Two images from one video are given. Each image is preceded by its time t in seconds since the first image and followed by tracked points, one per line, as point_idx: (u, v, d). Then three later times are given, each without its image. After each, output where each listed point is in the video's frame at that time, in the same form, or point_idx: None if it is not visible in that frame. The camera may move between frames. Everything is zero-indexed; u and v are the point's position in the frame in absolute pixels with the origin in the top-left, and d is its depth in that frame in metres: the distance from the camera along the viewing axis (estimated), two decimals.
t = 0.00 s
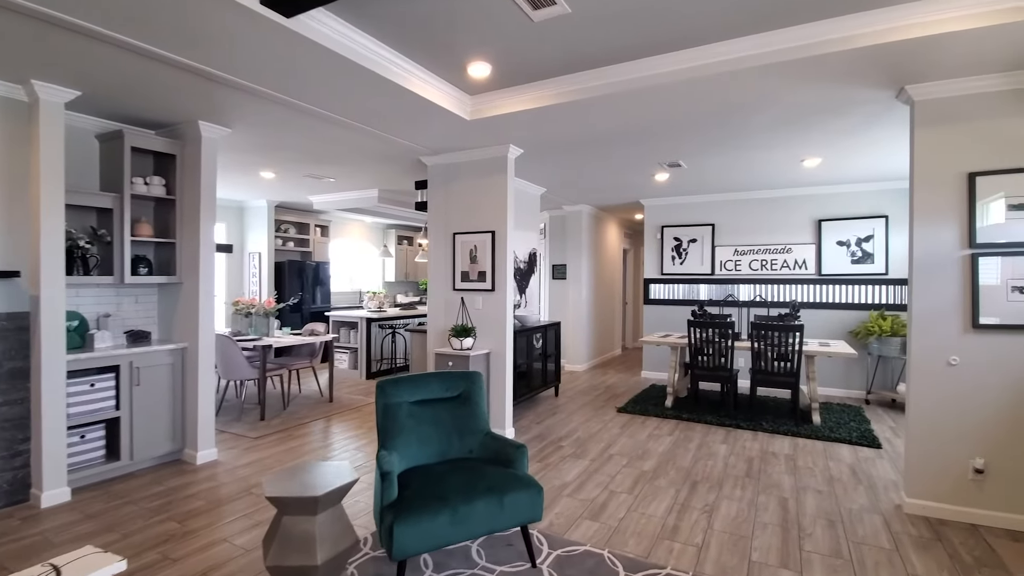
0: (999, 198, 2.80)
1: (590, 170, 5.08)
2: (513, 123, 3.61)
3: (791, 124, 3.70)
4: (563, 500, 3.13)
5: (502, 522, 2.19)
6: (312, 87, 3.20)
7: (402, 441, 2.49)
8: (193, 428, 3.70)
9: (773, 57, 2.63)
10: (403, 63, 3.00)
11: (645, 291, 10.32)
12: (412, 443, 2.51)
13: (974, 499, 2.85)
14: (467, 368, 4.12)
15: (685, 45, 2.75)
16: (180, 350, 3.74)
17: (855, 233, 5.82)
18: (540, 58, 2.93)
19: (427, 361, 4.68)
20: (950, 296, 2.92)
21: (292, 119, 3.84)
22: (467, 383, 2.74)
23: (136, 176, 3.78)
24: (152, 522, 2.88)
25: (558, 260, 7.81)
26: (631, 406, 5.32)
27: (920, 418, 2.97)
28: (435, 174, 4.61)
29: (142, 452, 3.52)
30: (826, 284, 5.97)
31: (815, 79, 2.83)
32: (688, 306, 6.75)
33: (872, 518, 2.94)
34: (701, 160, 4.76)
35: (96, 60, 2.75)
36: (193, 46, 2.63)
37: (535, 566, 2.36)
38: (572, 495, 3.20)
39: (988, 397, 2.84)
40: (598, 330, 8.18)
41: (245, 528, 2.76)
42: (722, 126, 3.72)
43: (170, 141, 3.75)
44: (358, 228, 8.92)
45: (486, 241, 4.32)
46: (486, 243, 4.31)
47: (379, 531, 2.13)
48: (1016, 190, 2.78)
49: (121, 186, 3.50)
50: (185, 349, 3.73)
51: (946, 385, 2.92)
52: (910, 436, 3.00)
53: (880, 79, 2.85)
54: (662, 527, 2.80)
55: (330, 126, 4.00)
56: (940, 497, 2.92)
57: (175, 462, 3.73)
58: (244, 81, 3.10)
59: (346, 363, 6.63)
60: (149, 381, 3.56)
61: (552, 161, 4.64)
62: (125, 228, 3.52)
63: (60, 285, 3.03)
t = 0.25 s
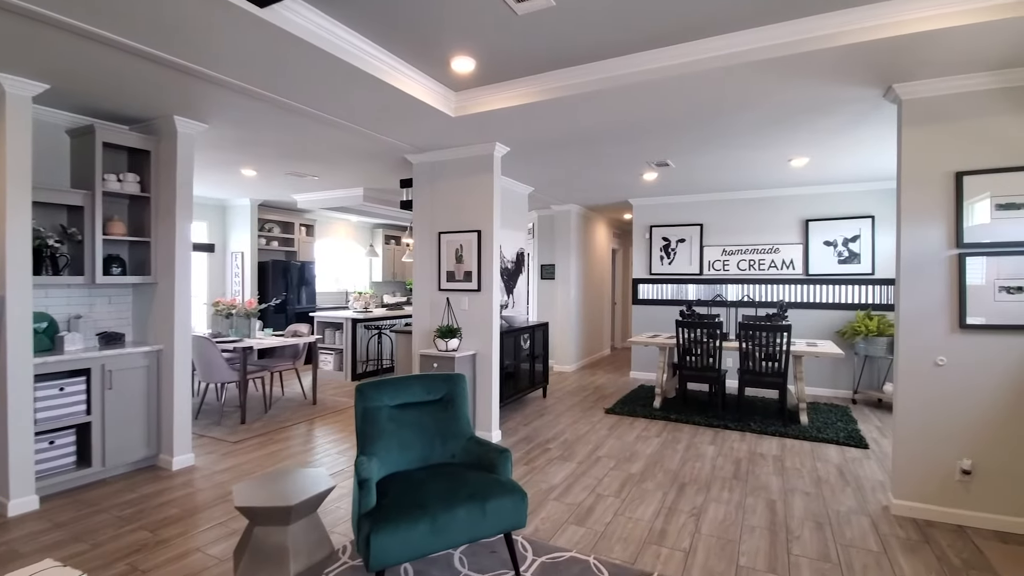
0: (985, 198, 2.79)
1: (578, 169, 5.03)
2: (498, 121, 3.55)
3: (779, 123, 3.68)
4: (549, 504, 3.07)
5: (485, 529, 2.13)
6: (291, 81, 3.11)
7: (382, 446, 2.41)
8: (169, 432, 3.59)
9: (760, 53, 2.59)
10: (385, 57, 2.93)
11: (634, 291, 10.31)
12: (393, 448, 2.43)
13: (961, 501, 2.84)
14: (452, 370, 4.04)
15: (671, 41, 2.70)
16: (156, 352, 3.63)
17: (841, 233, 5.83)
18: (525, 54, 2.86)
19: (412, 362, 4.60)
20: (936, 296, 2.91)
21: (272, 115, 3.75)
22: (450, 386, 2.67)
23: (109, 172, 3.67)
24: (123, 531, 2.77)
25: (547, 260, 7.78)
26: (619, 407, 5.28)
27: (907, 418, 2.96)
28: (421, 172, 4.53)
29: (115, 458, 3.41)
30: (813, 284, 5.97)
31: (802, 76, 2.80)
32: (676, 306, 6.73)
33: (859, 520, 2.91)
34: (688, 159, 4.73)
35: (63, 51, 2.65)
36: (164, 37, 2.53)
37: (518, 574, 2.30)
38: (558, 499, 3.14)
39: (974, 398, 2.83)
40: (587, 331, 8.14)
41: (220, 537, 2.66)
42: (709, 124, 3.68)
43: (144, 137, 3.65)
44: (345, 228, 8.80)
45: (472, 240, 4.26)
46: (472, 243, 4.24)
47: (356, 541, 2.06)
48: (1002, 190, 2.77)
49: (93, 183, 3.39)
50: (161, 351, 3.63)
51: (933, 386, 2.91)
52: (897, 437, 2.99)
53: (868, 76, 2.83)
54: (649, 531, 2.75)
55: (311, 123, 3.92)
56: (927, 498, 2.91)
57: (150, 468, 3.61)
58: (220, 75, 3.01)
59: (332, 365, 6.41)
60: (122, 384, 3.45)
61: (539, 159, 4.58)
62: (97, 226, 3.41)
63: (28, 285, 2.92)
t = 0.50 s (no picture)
0: (971, 197, 2.78)
1: (566, 167, 4.98)
2: (483, 117, 3.48)
3: (766, 121, 3.66)
4: (534, 508, 3.01)
5: (465, 537, 2.06)
6: (270, 75, 3.02)
7: (361, 451, 2.33)
8: (144, 437, 3.49)
9: (748, 49, 2.55)
10: (366, 50, 2.85)
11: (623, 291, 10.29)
12: (372, 453, 2.35)
13: (947, 502, 2.83)
14: (437, 371, 3.97)
15: (658, 36, 2.65)
16: (129, 354, 3.52)
17: (829, 233, 5.84)
18: (508, 48, 2.80)
19: (396, 364, 4.51)
20: (923, 295, 2.90)
21: (251, 110, 3.65)
22: (433, 389, 2.60)
23: (81, 169, 3.56)
24: (91, 540, 2.67)
25: (536, 260, 7.72)
26: (607, 408, 5.23)
27: (895, 419, 2.94)
28: (406, 170, 4.44)
29: (86, 463, 3.29)
30: (800, 284, 5.98)
31: (789, 73, 2.77)
32: (665, 306, 6.71)
33: (847, 522, 2.89)
34: (677, 158, 4.69)
35: (27, 41, 2.55)
36: (133, 28, 2.44)
37: None
38: (543, 502, 3.08)
39: (961, 399, 2.82)
40: (575, 331, 8.10)
41: (192, 546, 2.57)
42: (697, 122, 3.65)
43: (117, 132, 3.54)
44: (331, 227, 8.69)
45: (458, 239, 4.19)
46: (458, 242, 4.17)
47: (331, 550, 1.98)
48: (987, 189, 2.76)
49: (62, 179, 3.28)
50: (135, 353, 3.52)
51: (920, 387, 2.90)
52: (884, 438, 2.97)
53: (855, 74, 2.81)
54: (635, 535, 2.70)
55: (292, 119, 3.82)
56: (914, 499, 2.90)
57: (124, 473, 3.50)
58: (195, 68, 2.92)
59: (317, 366, 6.33)
60: (93, 387, 3.34)
61: (526, 157, 4.53)
62: (67, 223, 3.29)
63: None
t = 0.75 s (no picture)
0: (957, 195, 2.76)
1: (552, 165, 4.92)
2: (466, 112, 3.40)
3: (753, 119, 3.62)
4: (518, 512, 2.94)
5: (443, 546, 1.98)
6: (244, 66, 2.92)
7: (335, 456, 2.24)
8: (113, 441, 3.36)
9: (735, 43, 2.50)
10: (343, 41, 2.76)
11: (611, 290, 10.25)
12: (347, 458, 2.27)
13: (933, 502, 2.81)
14: (420, 372, 3.88)
15: (643, 28, 2.59)
16: (98, 355, 3.39)
17: (815, 232, 5.84)
18: (490, 40, 2.72)
19: (379, 364, 4.41)
20: (910, 294, 2.87)
21: (227, 103, 3.54)
22: (412, 391, 2.52)
23: (48, 162, 3.42)
24: (52, 550, 2.55)
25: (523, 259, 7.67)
26: (594, 408, 5.17)
27: (881, 419, 2.92)
28: (389, 166, 4.34)
29: (51, 469, 3.16)
30: (787, 283, 5.97)
31: (776, 68, 2.73)
32: (652, 306, 6.67)
33: (834, 524, 2.86)
34: (664, 155, 4.65)
35: None
36: (95, 14, 2.32)
37: None
38: (527, 506, 3.01)
39: (947, 398, 2.80)
40: (563, 331, 8.03)
41: (159, 556, 2.45)
42: (684, 119, 3.60)
43: (85, 125, 3.41)
44: (316, 225, 8.55)
45: (441, 237, 4.10)
46: (441, 240, 4.09)
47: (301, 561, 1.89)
48: (973, 187, 2.74)
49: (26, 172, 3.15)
50: (104, 354, 3.39)
51: (907, 386, 2.88)
52: (871, 437, 2.95)
53: (842, 69, 2.78)
54: (620, 539, 2.64)
55: (270, 112, 3.71)
56: (900, 500, 2.88)
57: (92, 479, 3.37)
58: (165, 57, 2.81)
59: (299, 367, 6.17)
60: (58, 390, 3.21)
61: (512, 154, 4.45)
62: (31, 219, 3.16)
63: None
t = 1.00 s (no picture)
0: (948, 192, 2.74)
1: (540, 163, 4.85)
2: (451, 106, 3.32)
3: (742, 116, 3.58)
4: (503, 517, 2.86)
5: (423, 555, 1.90)
6: (219, 58, 2.82)
7: (311, 462, 2.15)
8: (84, 446, 3.24)
9: (724, 35, 2.45)
10: (322, 32, 2.67)
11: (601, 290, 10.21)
12: (324, 463, 2.18)
13: (922, 503, 2.80)
14: (405, 374, 3.79)
15: (631, 21, 2.53)
16: (68, 357, 3.27)
17: (804, 232, 5.82)
18: (474, 32, 2.65)
19: (363, 366, 4.32)
20: (900, 293, 2.84)
21: (202, 97, 3.43)
22: (392, 393, 2.43)
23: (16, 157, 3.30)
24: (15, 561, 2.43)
25: (512, 259, 7.59)
26: (583, 409, 5.11)
27: (872, 420, 2.89)
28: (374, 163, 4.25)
29: (17, 476, 3.04)
30: (776, 283, 5.95)
31: (765, 63, 2.68)
32: (642, 305, 6.62)
33: (825, 526, 2.81)
34: (654, 153, 4.60)
35: None
36: None
37: None
38: (512, 511, 2.93)
39: (938, 399, 2.78)
40: (553, 331, 7.97)
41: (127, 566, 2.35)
42: (673, 116, 3.54)
43: (55, 118, 3.29)
44: (302, 224, 8.41)
45: (427, 235, 4.01)
46: (427, 238, 4.00)
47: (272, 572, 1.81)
48: (964, 185, 2.72)
49: None
50: (75, 355, 3.27)
51: (897, 387, 2.84)
52: (861, 438, 2.92)
53: (832, 64, 2.73)
54: (608, 544, 2.57)
55: (248, 107, 3.61)
56: (891, 502, 2.85)
57: (62, 486, 3.25)
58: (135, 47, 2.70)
59: (284, 368, 6.06)
60: (26, 393, 3.08)
61: (499, 151, 4.37)
62: None
63: None
